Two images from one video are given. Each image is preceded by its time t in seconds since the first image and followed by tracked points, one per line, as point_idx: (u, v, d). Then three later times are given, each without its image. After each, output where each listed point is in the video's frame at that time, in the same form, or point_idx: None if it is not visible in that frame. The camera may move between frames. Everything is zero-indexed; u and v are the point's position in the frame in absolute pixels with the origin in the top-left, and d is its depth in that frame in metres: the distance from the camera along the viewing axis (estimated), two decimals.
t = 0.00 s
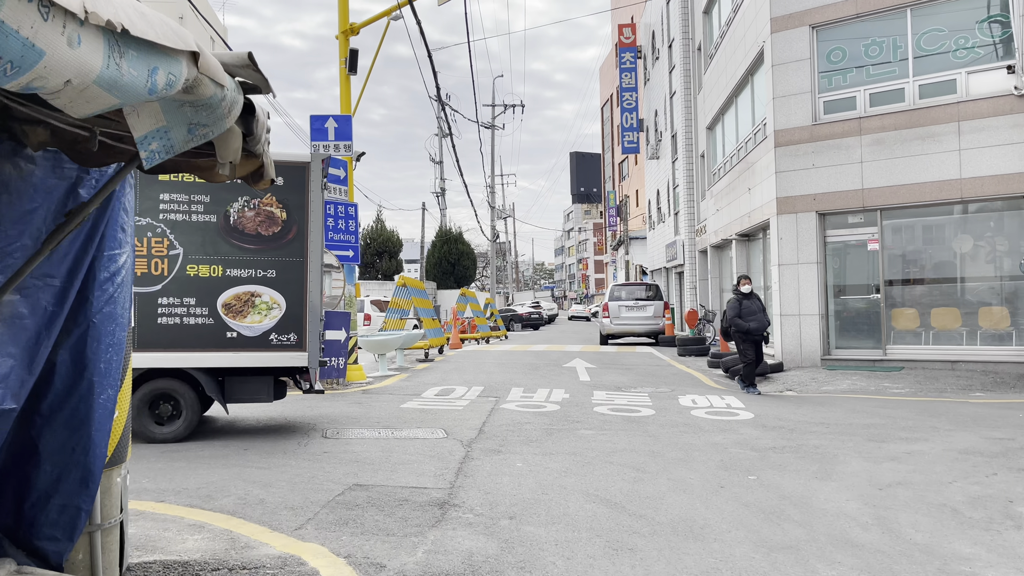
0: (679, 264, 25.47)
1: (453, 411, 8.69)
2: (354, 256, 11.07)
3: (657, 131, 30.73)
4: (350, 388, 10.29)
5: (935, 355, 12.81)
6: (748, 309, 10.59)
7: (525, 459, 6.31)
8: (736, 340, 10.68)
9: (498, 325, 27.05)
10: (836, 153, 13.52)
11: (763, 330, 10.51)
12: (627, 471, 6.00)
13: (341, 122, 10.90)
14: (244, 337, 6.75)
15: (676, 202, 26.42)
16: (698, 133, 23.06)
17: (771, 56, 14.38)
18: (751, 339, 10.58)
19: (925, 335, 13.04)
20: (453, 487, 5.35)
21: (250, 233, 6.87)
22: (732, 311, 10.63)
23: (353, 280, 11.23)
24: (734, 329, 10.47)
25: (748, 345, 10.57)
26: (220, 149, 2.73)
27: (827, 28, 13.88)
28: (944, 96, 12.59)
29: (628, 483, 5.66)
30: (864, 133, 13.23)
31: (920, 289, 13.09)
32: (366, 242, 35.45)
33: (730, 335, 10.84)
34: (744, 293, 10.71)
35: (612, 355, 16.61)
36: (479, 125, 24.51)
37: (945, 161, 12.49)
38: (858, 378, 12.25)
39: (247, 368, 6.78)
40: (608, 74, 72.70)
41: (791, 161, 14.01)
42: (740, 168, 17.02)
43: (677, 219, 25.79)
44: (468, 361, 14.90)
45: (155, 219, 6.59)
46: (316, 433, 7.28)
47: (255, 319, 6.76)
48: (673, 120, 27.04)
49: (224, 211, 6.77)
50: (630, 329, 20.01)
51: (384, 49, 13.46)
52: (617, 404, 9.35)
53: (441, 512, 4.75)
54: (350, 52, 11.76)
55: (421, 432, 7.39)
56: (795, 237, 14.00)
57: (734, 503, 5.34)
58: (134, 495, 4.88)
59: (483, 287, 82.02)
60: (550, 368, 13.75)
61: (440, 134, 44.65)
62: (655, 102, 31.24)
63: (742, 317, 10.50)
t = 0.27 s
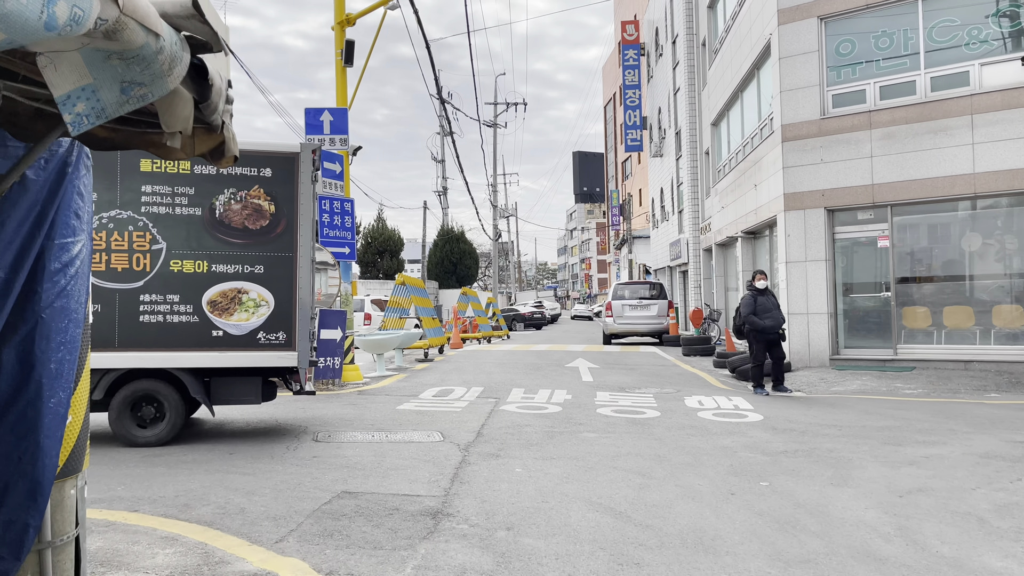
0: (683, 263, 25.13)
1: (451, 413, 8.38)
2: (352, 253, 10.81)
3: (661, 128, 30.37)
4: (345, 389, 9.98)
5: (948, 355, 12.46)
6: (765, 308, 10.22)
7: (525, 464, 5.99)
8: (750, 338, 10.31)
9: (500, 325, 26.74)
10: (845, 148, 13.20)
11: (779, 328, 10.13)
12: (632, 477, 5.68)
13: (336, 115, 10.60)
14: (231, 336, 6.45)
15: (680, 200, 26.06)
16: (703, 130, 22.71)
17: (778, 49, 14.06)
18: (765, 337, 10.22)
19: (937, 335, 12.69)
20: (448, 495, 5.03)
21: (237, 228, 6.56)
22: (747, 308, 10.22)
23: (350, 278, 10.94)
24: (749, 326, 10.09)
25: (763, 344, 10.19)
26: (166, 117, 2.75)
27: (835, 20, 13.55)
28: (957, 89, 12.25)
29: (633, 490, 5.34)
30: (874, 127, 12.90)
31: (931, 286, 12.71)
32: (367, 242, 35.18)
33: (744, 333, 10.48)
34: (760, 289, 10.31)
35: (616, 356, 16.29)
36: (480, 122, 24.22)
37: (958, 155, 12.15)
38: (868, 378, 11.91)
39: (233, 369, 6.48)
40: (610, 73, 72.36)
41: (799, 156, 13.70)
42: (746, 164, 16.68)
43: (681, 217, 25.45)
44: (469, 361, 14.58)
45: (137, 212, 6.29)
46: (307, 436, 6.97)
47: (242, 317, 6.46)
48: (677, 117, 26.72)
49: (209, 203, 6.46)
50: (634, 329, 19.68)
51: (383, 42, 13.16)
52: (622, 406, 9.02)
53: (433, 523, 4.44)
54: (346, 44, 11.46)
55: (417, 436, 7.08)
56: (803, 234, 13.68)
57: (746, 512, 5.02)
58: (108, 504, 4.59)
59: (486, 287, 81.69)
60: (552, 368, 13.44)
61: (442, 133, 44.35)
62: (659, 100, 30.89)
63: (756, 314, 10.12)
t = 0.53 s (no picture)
0: (690, 263, 24.76)
1: (453, 421, 8.06)
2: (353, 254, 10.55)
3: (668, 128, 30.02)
4: (344, 394, 9.67)
5: (965, 359, 12.08)
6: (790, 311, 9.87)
7: (529, 477, 5.67)
8: (771, 341, 9.96)
9: (504, 326, 26.43)
10: (859, 145, 12.85)
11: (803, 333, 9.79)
12: (643, 492, 5.36)
13: (335, 112, 10.31)
14: (221, 342, 6.16)
15: (687, 199, 25.70)
16: (711, 128, 22.36)
17: (790, 45, 13.72)
18: (788, 343, 9.85)
19: (953, 338, 12.32)
20: (446, 513, 4.71)
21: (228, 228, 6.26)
22: (771, 310, 9.86)
23: (350, 280, 10.66)
24: (771, 329, 9.75)
25: (785, 349, 9.84)
26: (104, 101, 2.52)
27: (849, 14, 13.20)
28: (974, 84, 11.88)
29: (644, 507, 5.02)
30: (889, 124, 12.54)
31: (948, 287, 12.34)
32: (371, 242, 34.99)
33: (766, 337, 10.14)
34: (788, 293, 9.96)
35: (622, 359, 15.97)
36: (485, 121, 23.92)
37: (975, 152, 11.79)
38: (884, 383, 11.54)
39: (223, 377, 6.19)
40: (616, 72, 71.97)
41: (811, 154, 13.36)
42: (755, 163, 16.33)
43: (689, 217, 25.10)
44: (472, 364, 14.26)
45: (122, 211, 5.99)
46: (301, 445, 6.66)
47: (233, 322, 6.16)
48: (684, 115, 26.36)
49: (198, 202, 6.17)
50: (641, 330, 19.33)
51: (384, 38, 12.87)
52: (630, 413, 8.69)
53: (429, 546, 4.12)
54: (346, 39, 11.17)
55: (416, 445, 6.76)
56: (815, 234, 13.33)
57: (765, 532, 4.69)
58: (81, 524, 4.28)
59: (490, 287, 81.37)
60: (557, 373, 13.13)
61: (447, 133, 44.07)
62: (666, 99, 30.54)
63: (780, 317, 9.77)
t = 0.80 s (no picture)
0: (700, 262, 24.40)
1: (456, 424, 7.76)
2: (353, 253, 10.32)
3: (676, 124, 29.68)
4: (345, 396, 9.38)
5: (986, 359, 11.70)
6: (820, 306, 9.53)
7: (534, 485, 5.37)
8: (799, 339, 9.60)
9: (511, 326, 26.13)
10: (875, 140, 12.49)
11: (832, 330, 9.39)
12: (655, 502, 5.05)
13: (336, 107, 10.04)
14: (211, 342, 5.89)
15: (696, 197, 25.38)
16: (719, 125, 22.03)
17: (803, 37, 13.38)
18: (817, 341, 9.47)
19: (973, 338, 11.95)
20: (445, 526, 4.42)
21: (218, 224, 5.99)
22: (800, 306, 9.54)
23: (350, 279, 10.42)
24: (799, 325, 9.40)
25: (813, 348, 9.47)
26: (19, 52, 2.88)
27: (863, 5, 12.85)
28: (995, 76, 11.50)
29: (656, 519, 4.72)
30: (905, 118, 12.18)
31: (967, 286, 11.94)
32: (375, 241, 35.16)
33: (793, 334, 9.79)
34: (819, 288, 9.63)
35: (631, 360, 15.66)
36: (491, 118, 23.62)
37: (996, 146, 11.41)
38: (902, 384, 11.19)
39: (214, 379, 5.91)
40: (624, 70, 71.52)
41: (825, 149, 13.01)
42: (766, 159, 16.00)
43: (698, 215, 24.74)
44: (478, 365, 13.97)
45: (107, 206, 5.73)
46: (297, 450, 6.39)
47: (223, 322, 5.89)
48: (692, 112, 25.99)
49: (187, 197, 5.90)
50: (650, 330, 19.00)
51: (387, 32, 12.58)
52: (640, 416, 8.37)
53: (426, 563, 3.83)
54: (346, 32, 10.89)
55: (417, 451, 6.47)
56: (829, 231, 12.97)
57: (786, 546, 4.38)
58: (55, 538, 4.01)
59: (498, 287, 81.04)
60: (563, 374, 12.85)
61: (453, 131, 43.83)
62: (674, 95, 30.19)
63: (808, 313, 9.42)
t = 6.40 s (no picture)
0: (768, 258, 18.30)
1: None
2: (80, 220, 4.43)
3: (727, 87, 23.63)
4: None
5: None
6: None
7: None
8: None
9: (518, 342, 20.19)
10: None
11: None
12: None
13: None
14: None
15: (762, 173, 19.31)
16: (803, 69, 15.97)
17: None
18: None
19: None
20: None
21: None
22: None
23: (82, 283, 4.57)
24: None
25: None
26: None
27: None
28: None
29: None
30: None
31: None
32: (354, 235, 29.75)
33: None
34: None
35: (705, 413, 9.68)
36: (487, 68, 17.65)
37: None
38: None
39: None
40: (648, 52, 65.34)
41: None
42: (913, 90, 9.95)
43: (767, 195, 18.65)
44: (445, 433, 8.01)
45: None
46: None
47: None
48: (753, 62, 19.87)
49: None
50: (715, 357, 12.97)
51: None
52: None
53: None
54: None
55: None
56: None
57: None
58: None
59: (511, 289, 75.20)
60: (601, 458, 6.90)
61: (455, 110, 37.97)
62: (723, 51, 24.14)
63: None
